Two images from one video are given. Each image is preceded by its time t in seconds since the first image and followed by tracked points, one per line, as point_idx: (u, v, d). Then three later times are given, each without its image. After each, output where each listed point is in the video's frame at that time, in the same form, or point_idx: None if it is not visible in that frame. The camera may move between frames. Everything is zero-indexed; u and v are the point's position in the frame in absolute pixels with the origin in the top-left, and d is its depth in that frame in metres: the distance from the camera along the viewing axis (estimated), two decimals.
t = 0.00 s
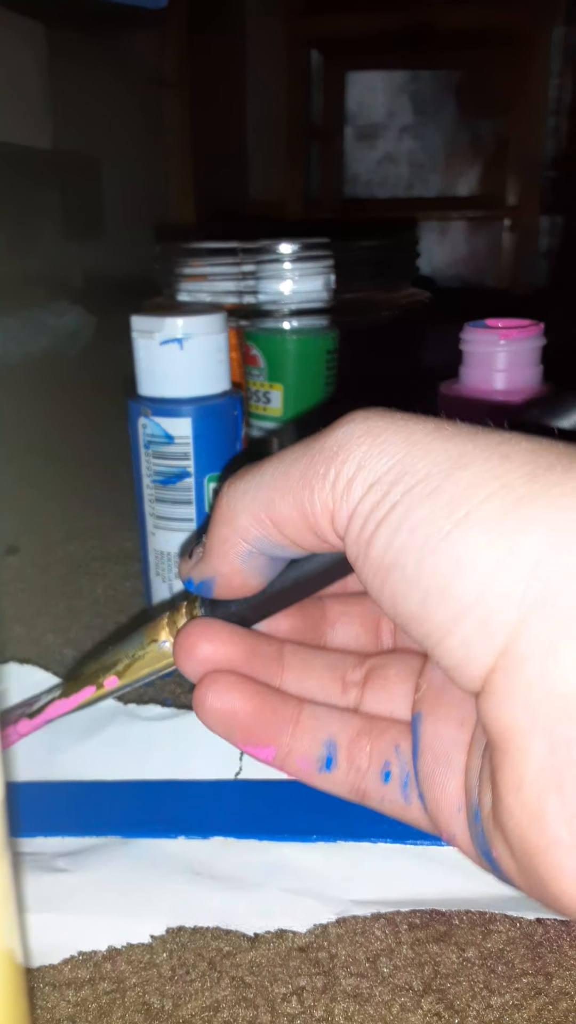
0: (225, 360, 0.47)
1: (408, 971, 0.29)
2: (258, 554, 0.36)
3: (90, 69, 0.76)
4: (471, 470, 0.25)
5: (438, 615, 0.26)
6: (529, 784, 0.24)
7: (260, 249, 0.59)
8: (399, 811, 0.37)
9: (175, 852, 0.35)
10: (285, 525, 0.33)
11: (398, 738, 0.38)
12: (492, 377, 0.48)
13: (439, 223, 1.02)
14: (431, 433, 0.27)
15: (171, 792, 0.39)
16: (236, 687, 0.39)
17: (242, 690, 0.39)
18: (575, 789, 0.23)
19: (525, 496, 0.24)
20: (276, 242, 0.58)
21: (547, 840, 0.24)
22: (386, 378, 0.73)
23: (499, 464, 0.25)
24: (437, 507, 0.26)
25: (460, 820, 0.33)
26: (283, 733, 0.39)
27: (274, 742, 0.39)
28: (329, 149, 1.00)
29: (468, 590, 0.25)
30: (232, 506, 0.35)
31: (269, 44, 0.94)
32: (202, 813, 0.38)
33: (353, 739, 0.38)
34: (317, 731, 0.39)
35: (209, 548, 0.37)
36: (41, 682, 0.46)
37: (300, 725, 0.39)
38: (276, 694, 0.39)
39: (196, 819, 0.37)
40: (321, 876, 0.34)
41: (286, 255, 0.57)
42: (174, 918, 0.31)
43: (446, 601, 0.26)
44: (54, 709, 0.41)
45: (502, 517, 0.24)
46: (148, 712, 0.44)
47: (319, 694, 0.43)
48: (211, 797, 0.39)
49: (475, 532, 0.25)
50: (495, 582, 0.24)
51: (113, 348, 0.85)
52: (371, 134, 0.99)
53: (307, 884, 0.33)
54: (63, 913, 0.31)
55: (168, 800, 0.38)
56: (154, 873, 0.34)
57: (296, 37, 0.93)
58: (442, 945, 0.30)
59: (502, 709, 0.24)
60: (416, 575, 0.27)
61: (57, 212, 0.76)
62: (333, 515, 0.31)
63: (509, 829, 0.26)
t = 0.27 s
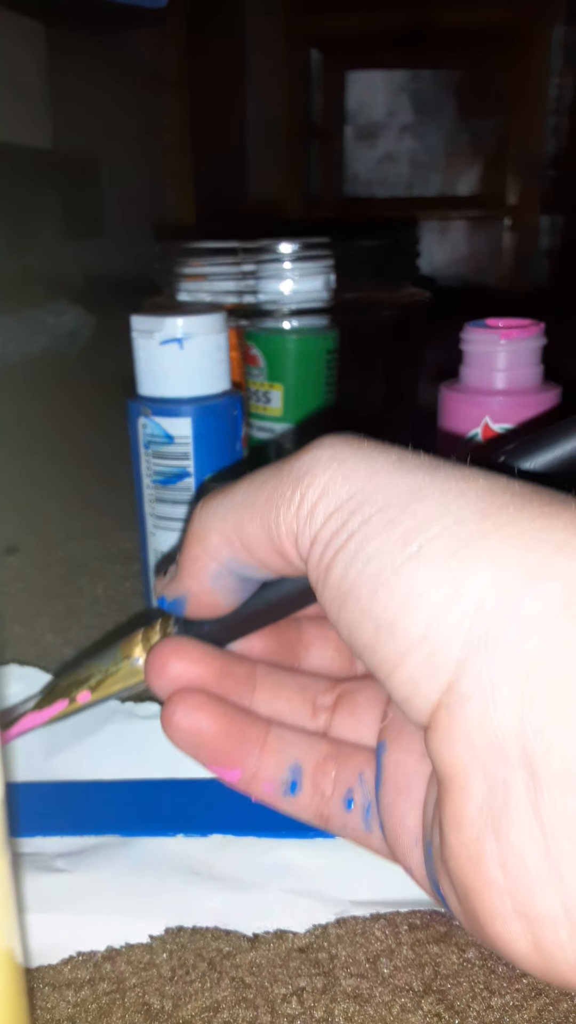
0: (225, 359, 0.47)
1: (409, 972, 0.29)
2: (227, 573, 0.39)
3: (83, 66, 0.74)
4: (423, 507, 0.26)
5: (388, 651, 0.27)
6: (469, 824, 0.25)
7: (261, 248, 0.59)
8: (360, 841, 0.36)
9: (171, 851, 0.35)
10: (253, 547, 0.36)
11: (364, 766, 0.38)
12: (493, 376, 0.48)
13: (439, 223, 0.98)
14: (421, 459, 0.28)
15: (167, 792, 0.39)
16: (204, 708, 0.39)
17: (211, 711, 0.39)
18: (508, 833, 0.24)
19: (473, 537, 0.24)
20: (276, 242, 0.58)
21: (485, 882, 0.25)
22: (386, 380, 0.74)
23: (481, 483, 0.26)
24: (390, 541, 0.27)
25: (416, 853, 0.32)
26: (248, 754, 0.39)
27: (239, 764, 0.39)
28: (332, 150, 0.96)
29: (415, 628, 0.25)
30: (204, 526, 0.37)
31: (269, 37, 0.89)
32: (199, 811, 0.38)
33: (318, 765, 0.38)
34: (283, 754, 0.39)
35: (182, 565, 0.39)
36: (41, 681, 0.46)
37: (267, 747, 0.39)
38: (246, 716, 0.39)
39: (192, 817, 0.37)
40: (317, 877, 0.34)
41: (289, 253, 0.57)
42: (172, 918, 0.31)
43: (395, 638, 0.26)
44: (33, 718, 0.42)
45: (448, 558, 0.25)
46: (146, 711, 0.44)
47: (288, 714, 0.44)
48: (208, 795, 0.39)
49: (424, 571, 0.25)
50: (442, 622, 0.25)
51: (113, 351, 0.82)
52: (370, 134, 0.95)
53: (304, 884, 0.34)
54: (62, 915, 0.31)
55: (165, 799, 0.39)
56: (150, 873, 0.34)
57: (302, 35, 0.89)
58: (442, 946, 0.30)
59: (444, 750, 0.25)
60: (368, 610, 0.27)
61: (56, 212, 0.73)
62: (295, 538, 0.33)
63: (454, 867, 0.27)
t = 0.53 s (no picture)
0: (225, 359, 0.47)
1: (408, 971, 0.29)
2: (240, 573, 0.38)
3: (83, 58, 0.70)
4: (433, 500, 0.27)
5: (398, 645, 0.27)
6: (481, 821, 0.25)
7: (261, 248, 0.59)
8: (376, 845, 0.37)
9: (169, 851, 0.35)
10: (263, 544, 0.36)
11: (380, 770, 0.39)
12: (493, 376, 0.48)
13: (439, 223, 0.99)
14: (417, 459, 0.29)
15: (166, 791, 0.39)
16: (227, 717, 0.39)
17: (232, 720, 0.39)
18: (520, 830, 0.24)
19: (482, 533, 0.25)
20: (276, 242, 0.58)
21: (498, 880, 0.25)
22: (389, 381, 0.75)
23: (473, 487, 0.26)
24: (400, 534, 0.27)
25: (432, 855, 0.33)
26: (270, 764, 0.39)
27: (261, 773, 0.39)
28: (332, 149, 0.94)
29: (424, 624, 0.26)
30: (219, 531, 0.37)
31: (271, 32, 0.87)
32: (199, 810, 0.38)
33: (336, 771, 0.39)
34: (300, 763, 0.39)
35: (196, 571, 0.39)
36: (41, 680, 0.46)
37: (286, 757, 0.40)
38: (265, 724, 0.40)
39: (191, 816, 0.37)
40: (315, 877, 0.34)
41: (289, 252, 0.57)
42: (171, 918, 0.31)
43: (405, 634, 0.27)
44: (42, 740, 0.41)
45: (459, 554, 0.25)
46: (145, 711, 0.44)
47: (302, 720, 0.45)
48: (208, 794, 0.39)
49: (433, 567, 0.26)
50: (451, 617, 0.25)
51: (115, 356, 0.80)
52: (371, 134, 0.95)
53: (302, 884, 0.34)
54: (61, 916, 0.31)
55: (164, 799, 0.39)
56: (148, 873, 0.34)
57: (303, 33, 0.88)
58: (442, 946, 0.30)
59: (456, 747, 0.25)
60: (377, 605, 0.28)
61: (54, 211, 0.70)
62: (304, 532, 0.33)
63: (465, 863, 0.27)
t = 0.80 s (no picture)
0: (225, 360, 0.47)
1: (409, 971, 0.29)
2: (217, 588, 0.39)
3: (84, 58, 0.71)
4: (396, 512, 0.27)
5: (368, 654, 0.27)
6: (447, 832, 0.25)
7: (261, 247, 0.59)
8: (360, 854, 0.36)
9: (168, 851, 0.35)
10: (238, 559, 0.36)
11: (362, 780, 0.38)
12: (493, 376, 0.48)
13: (439, 223, 0.98)
14: (385, 474, 0.29)
15: (165, 792, 0.39)
16: (209, 730, 0.39)
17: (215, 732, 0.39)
18: (483, 839, 0.24)
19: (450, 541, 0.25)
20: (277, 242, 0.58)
21: (464, 891, 0.25)
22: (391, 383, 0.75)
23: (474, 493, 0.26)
24: (364, 547, 0.27)
25: (412, 863, 0.32)
26: (253, 775, 0.39)
27: (242, 786, 0.38)
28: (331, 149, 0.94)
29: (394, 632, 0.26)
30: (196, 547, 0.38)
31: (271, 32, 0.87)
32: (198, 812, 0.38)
33: (319, 782, 0.39)
34: (283, 773, 0.39)
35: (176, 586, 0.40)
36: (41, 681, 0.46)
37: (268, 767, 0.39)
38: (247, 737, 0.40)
39: (189, 818, 0.37)
40: (315, 877, 0.34)
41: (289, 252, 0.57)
42: (170, 918, 0.31)
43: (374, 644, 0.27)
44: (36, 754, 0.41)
45: (425, 563, 0.25)
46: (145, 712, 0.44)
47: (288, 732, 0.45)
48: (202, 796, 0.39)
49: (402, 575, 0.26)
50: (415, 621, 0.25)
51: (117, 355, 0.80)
52: (371, 134, 0.94)
53: (302, 885, 0.34)
54: (62, 916, 0.31)
55: (160, 799, 0.39)
56: (149, 872, 0.34)
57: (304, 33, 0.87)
58: (442, 946, 0.30)
59: (421, 758, 0.25)
60: (348, 617, 0.28)
61: (56, 212, 0.70)
62: (275, 546, 0.33)
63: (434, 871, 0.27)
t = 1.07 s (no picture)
0: (225, 360, 0.47)
1: (409, 971, 0.30)
2: (258, 591, 0.39)
3: (86, 57, 0.70)
4: (436, 509, 0.27)
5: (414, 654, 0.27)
6: (502, 836, 0.25)
7: (261, 247, 0.59)
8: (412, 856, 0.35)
9: (170, 855, 0.35)
10: (279, 562, 0.36)
11: (411, 779, 0.37)
12: (493, 376, 0.48)
13: (439, 223, 0.98)
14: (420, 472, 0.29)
15: (164, 792, 0.39)
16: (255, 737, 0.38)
17: (258, 739, 0.38)
18: (540, 843, 0.23)
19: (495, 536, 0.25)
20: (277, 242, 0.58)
21: (523, 896, 0.25)
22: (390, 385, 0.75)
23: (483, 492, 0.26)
24: (404, 545, 0.28)
25: (466, 862, 0.31)
26: (304, 781, 0.37)
27: (293, 792, 0.37)
28: (332, 148, 0.94)
29: (440, 632, 0.26)
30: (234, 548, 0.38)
31: (272, 32, 0.87)
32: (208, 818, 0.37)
33: (369, 784, 0.37)
34: (332, 777, 0.38)
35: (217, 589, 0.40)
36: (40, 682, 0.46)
37: (312, 772, 0.38)
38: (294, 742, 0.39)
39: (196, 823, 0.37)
40: (316, 877, 0.34)
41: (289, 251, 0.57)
42: (170, 917, 0.32)
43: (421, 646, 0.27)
44: (79, 769, 0.40)
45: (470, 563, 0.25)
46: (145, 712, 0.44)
47: (334, 735, 0.43)
48: (228, 803, 0.39)
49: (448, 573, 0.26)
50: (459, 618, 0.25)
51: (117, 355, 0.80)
52: (371, 134, 0.94)
53: (303, 885, 0.33)
54: (62, 915, 0.31)
55: (178, 808, 0.38)
56: (149, 873, 0.34)
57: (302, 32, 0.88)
58: (442, 946, 0.30)
59: (475, 760, 0.25)
60: (392, 616, 0.28)
61: (55, 212, 0.70)
62: (316, 547, 0.33)
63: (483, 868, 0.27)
